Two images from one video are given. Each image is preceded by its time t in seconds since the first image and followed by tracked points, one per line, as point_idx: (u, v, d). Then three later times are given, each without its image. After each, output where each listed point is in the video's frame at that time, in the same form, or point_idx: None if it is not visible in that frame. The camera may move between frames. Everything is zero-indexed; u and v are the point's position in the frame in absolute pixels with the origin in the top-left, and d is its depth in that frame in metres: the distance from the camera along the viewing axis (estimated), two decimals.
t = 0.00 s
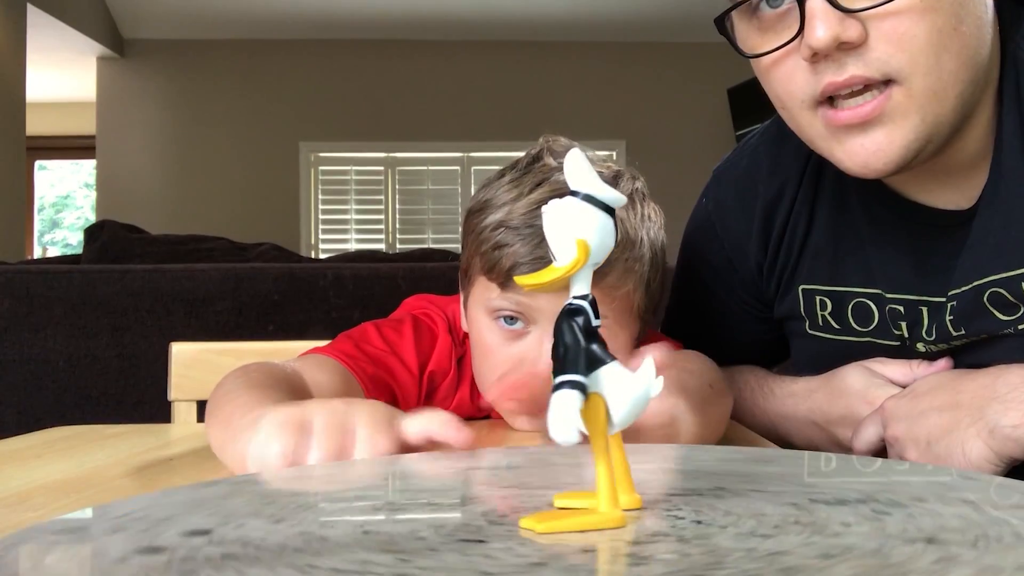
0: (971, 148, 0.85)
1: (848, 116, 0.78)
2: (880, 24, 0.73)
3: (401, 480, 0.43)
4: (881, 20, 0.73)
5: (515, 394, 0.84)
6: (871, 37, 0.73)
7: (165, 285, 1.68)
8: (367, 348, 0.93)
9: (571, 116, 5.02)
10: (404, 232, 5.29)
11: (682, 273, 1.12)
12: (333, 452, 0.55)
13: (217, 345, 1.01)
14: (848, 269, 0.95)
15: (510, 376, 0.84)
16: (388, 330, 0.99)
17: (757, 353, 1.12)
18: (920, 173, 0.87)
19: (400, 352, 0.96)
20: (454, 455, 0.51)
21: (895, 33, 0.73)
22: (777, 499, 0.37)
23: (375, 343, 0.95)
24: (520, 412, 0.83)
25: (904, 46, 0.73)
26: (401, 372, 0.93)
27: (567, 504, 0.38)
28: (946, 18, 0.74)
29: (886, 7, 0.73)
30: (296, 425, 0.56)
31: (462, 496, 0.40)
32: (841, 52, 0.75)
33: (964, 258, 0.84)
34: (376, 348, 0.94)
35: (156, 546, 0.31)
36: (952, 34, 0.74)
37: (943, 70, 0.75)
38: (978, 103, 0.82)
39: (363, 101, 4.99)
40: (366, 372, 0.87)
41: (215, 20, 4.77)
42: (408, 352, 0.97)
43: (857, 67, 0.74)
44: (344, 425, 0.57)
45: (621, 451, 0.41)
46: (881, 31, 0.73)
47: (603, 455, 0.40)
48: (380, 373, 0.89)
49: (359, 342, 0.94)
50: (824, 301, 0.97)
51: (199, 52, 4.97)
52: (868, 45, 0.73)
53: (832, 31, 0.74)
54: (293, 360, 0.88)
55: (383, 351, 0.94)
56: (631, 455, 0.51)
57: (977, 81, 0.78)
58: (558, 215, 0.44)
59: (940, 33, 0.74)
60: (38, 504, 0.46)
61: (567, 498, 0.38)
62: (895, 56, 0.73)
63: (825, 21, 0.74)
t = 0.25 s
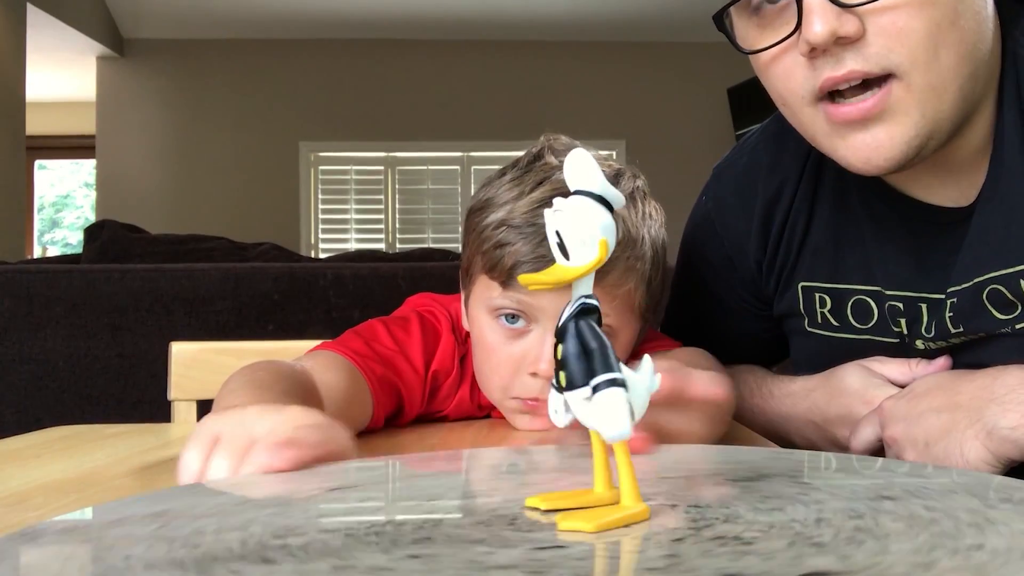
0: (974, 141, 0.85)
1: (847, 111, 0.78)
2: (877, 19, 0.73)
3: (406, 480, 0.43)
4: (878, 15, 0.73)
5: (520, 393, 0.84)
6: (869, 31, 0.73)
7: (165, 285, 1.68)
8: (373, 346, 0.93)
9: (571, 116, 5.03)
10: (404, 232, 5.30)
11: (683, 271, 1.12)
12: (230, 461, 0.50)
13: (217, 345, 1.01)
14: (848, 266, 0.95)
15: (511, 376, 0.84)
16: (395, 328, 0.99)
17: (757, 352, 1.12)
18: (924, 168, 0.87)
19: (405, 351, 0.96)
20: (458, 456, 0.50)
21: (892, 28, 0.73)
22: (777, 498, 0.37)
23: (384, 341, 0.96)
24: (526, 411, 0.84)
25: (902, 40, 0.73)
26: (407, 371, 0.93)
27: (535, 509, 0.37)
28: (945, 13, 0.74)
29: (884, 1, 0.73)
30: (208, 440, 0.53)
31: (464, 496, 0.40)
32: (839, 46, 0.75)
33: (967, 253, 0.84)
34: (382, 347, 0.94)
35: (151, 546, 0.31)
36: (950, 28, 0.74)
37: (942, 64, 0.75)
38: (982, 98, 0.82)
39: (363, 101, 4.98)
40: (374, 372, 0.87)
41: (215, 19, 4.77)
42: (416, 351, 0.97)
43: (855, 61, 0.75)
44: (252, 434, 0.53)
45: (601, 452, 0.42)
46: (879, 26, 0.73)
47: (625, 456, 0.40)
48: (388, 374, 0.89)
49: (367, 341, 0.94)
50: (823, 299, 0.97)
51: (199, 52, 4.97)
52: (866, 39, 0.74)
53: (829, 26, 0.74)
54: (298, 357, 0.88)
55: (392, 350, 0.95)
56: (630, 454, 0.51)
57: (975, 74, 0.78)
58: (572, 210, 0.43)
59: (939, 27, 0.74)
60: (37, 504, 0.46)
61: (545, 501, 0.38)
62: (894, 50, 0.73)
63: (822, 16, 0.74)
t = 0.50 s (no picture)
0: (966, 145, 0.85)
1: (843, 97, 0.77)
2: (878, 19, 0.73)
3: (402, 479, 0.43)
4: (879, 15, 0.73)
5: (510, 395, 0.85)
6: (870, 32, 0.73)
7: (165, 284, 1.68)
8: (370, 345, 0.93)
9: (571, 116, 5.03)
10: (404, 232, 5.30)
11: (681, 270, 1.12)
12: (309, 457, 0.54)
13: (217, 345, 1.01)
14: (846, 268, 0.95)
15: (507, 377, 0.84)
16: (391, 327, 0.99)
17: (757, 352, 1.12)
18: (915, 170, 0.86)
19: (402, 348, 0.96)
20: (454, 455, 0.50)
21: (893, 27, 0.73)
22: (774, 497, 0.37)
23: (380, 340, 0.96)
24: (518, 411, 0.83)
25: (903, 40, 0.73)
26: (403, 369, 0.93)
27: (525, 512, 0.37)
28: (945, 10, 0.74)
29: None
30: (275, 435, 0.56)
31: (457, 495, 0.40)
32: (840, 49, 0.75)
33: (963, 253, 0.84)
34: (379, 345, 0.95)
35: (147, 548, 0.31)
36: (950, 26, 0.74)
37: (941, 61, 0.75)
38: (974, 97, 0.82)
39: (364, 101, 4.99)
40: (369, 371, 0.87)
41: (215, 19, 4.77)
42: (411, 349, 0.97)
43: (855, 63, 0.75)
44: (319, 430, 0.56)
45: (578, 454, 0.43)
46: (880, 25, 0.73)
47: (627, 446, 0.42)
48: (383, 372, 0.89)
49: (362, 339, 0.94)
50: (820, 301, 0.97)
51: (199, 52, 4.97)
52: (867, 41, 0.74)
53: (832, 27, 0.75)
54: (295, 357, 0.88)
55: (387, 348, 0.95)
56: (628, 453, 0.51)
57: (971, 71, 0.78)
58: (596, 213, 0.43)
59: (939, 23, 0.73)
60: (36, 504, 0.47)
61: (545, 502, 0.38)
62: (894, 48, 0.73)
63: (824, 18, 0.75)
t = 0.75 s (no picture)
0: (961, 148, 0.85)
1: (844, 99, 0.78)
2: (885, 14, 0.73)
3: (403, 479, 0.43)
4: (887, 10, 0.73)
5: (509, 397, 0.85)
6: (876, 27, 0.73)
7: (165, 285, 1.68)
8: (373, 344, 0.93)
9: (571, 116, 5.03)
10: (404, 232, 5.30)
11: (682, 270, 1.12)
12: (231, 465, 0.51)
13: (217, 345, 1.01)
14: (845, 268, 0.95)
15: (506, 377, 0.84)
16: (394, 325, 0.99)
17: (756, 351, 1.12)
18: (910, 171, 0.87)
19: (405, 347, 0.96)
20: (454, 455, 0.50)
21: (899, 24, 0.73)
22: (771, 494, 0.37)
23: (384, 339, 0.96)
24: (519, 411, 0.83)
25: (909, 38, 0.73)
26: (406, 368, 0.93)
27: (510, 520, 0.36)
28: (951, 12, 0.74)
29: None
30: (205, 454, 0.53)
31: (456, 495, 0.40)
32: (845, 40, 0.75)
33: (959, 248, 0.84)
34: (382, 344, 0.95)
35: (149, 547, 0.31)
36: (956, 28, 0.74)
37: (944, 64, 0.75)
38: (972, 104, 0.82)
39: (364, 102, 4.99)
40: (373, 371, 0.87)
41: (215, 20, 4.78)
42: (415, 348, 0.97)
43: (859, 57, 0.75)
44: (247, 438, 0.53)
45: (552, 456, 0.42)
46: (886, 21, 0.73)
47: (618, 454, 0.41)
48: (387, 372, 0.89)
49: (366, 339, 0.94)
50: (818, 301, 0.97)
51: (199, 53, 4.97)
52: (873, 34, 0.74)
53: (838, 20, 0.74)
54: (298, 357, 0.88)
55: (392, 347, 0.95)
56: (626, 453, 0.51)
57: (976, 74, 0.78)
58: (609, 211, 0.45)
59: (945, 26, 0.74)
60: (36, 505, 0.47)
61: (541, 508, 0.37)
62: (898, 47, 0.74)
63: (832, 9, 0.74)
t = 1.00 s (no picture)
0: (963, 143, 0.85)
1: (833, 108, 0.78)
2: (879, 14, 0.72)
3: (400, 478, 0.43)
4: (880, 11, 0.72)
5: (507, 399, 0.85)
6: (870, 23, 0.72)
7: (165, 284, 1.68)
8: (372, 344, 0.94)
9: (571, 116, 5.03)
10: (404, 232, 5.30)
11: (682, 268, 1.12)
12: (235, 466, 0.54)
13: (217, 344, 1.01)
14: (843, 267, 0.95)
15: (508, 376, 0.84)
16: (394, 326, 0.99)
17: (757, 351, 1.12)
18: (907, 170, 0.87)
19: (405, 347, 0.96)
20: (452, 455, 0.50)
21: (892, 26, 0.73)
22: (767, 493, 0.37)
23: (384, 339, 0.96)
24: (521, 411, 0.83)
25: (901, 40, 0.73)
26: (404, 369, 0.93)
27: (529, 523, 0.35)
28: (944, 20, 0.74)
29: None
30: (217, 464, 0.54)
31: (454, 495, 0.40)
32: (837, 33, 0.74)
33: (960, 245, 0.84)
34: (381, 345, 0.95)
35: (148, 546, 0.31)
36: (948, 35, 0.74)
37: (933, 72, 0.75)
38: (970, 106, 0.82)
39: (364, 101, 4.99)
40: (370, 371, 0.87)
41: (215, 20, 4.78)
42: (413, 347, 0.97)
43: (850, 51, 0.74)
44: (284, 431, 0.55)
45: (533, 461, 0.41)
46: (880, 21, 0.72)
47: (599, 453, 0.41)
48: (385, 373, 0.89)
49: (365, 339, 0.94)
50: (818, 300, 0.97)
51: (199, 52, 4.97)
52: (866, 31, 0.73)
53: (833, 11, 0.73)
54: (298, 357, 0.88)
55: (389, 347, 0.95)
56: (626, 453, 0.51)
57: (972, 77, 0.79)
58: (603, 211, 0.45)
59: (937, 32, 0.73)
60: (34, 505, 0.46)
61: (550, 512, 0.36)
62: (890, 50, 0.73)
63: None
